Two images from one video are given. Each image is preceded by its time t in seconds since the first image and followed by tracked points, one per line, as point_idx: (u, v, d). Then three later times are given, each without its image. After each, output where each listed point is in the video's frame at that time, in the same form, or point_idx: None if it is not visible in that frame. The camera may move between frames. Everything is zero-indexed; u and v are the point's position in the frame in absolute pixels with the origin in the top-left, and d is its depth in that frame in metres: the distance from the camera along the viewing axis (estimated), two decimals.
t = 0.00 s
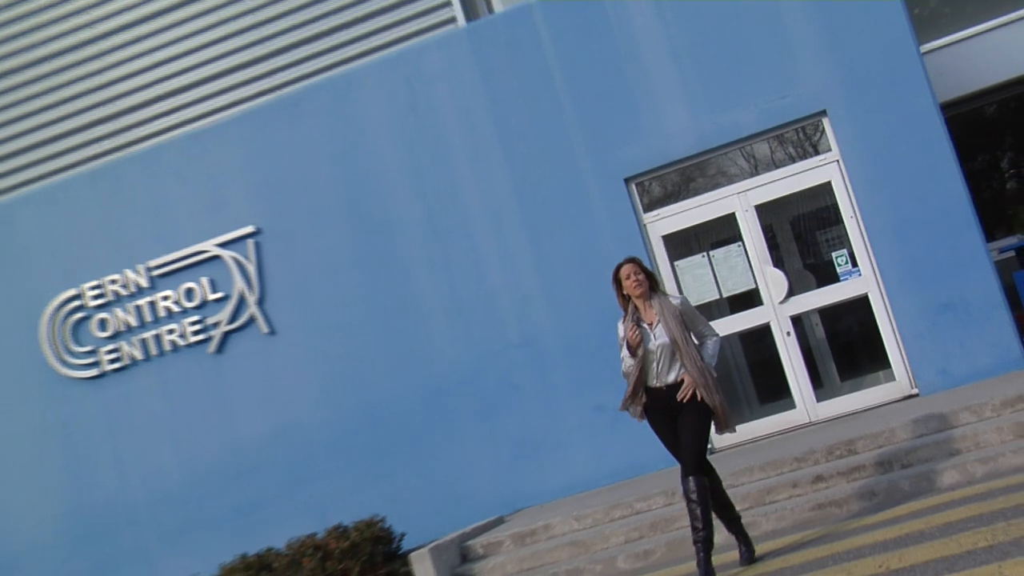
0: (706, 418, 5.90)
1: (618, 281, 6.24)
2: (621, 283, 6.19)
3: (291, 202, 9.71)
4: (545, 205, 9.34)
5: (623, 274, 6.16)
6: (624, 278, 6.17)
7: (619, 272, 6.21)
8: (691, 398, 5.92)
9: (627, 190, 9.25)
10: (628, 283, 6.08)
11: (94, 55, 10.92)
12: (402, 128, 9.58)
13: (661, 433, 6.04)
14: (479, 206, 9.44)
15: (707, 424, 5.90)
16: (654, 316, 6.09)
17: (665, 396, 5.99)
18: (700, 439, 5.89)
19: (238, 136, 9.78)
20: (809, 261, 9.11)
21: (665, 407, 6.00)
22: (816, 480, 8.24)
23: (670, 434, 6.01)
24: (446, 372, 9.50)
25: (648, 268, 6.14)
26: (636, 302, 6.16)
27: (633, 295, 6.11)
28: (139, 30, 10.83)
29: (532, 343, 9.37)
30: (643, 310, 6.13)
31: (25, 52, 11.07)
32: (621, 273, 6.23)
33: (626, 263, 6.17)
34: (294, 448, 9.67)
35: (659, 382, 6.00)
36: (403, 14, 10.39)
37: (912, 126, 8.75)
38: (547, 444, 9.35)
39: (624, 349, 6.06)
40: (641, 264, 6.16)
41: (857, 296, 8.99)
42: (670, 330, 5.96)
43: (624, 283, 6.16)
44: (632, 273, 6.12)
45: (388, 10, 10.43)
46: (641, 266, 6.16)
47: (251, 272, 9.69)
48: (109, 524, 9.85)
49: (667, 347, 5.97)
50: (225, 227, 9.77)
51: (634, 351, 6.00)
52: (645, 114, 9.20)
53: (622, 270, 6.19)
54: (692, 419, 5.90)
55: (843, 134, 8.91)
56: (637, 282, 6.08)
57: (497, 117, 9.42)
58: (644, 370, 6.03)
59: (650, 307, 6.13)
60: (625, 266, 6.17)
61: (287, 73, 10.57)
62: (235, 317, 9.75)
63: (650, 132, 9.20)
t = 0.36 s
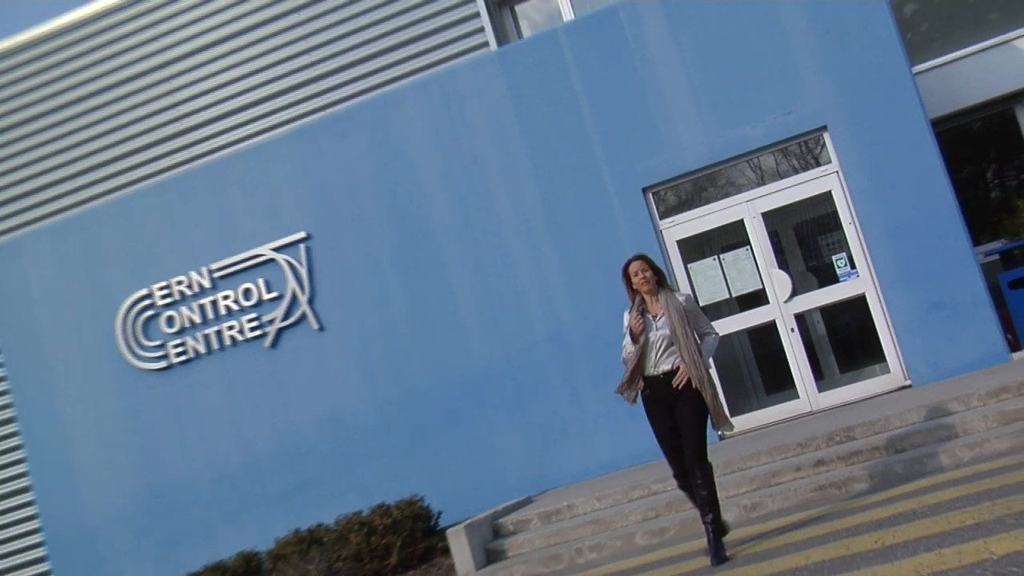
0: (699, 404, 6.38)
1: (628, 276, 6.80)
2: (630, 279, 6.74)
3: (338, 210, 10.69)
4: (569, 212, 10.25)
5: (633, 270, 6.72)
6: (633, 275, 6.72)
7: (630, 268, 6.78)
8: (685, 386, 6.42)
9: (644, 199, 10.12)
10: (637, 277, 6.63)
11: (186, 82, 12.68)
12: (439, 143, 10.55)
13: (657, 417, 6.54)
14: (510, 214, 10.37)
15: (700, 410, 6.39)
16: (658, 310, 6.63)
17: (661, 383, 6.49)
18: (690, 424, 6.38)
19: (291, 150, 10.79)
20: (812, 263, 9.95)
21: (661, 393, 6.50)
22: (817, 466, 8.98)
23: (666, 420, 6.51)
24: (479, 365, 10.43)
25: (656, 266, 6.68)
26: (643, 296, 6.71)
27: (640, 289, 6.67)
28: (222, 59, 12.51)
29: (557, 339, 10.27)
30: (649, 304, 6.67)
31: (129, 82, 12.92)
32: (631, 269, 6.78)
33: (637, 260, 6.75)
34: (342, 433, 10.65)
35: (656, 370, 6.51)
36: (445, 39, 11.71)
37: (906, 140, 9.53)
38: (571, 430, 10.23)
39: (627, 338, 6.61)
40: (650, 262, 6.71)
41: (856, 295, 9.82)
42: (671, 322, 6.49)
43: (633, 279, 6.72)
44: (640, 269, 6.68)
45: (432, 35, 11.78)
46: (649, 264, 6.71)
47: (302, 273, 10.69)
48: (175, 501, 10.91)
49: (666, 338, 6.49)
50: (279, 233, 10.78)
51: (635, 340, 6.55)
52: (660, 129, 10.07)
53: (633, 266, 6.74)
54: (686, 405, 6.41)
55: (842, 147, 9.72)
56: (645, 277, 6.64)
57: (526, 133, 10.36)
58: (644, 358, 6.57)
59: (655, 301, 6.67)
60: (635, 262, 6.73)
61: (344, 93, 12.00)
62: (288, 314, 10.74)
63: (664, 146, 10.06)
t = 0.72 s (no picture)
0: (702, 396, 6.66)
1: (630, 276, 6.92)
2: (633, 280, 6.89)
3: (372, 218, 11.71)
4: (583, 219, 11.19)
5: (637, 271, 6.86)
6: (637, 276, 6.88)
7: (633, 268, 6.91)
8: (689, 378, 6.68)
9: (652, 207, 11.04)
10: (642, 278, 6.80)
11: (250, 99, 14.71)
12: (465, 156, 11.53)
13: (660, 409, 6.73)
14: (529, 221, 11.33)
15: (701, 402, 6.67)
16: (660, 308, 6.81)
17: (665, 376, 6.70)
18: (691, 418, 6.66)
19: (329, 163, 11.83)
20: (807, 266, 10.83)
21: (664, 386, 6.71)
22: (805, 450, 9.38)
23: (668, 411, 6.73)
24: (501, 359, 11.38)
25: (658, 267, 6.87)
26: (646, 296, 6.86)
27: (644, 288, 6.83)
28: (282, 78, 14.56)
29: (572, 335, 11.18)
30: (651, 302, 6.85)
31: (197, 97, 14.90)
32: (633, 271, 6.93)
33: (643, 261, 6.89)
34: (376, 422, 11.68)
35: (661, 364, 6.70)
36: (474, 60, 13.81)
37: (893, 153, 10.35)
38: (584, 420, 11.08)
39: (633, 335, 6.75)
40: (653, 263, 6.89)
41: (846, 295, 10.69)
42: (676, 319, 6.70)
43: (637, 279, 6.86)
44: (645, 271, 6.84)
45: (464, 57, 13.87)
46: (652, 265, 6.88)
47: (339, 275, 11.75)
48: (229, 484, 12.08)
49: (671, 335, 6.69)
50: (318, 239, 11.86)
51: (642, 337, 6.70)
52: (666, 143, 10.99)
53: (637, 267, 6.88)
54: (688, 397, 6.68)
55: (834, 159, 10.57)
56: (654, 278, 6.81)
57: (544, 146, 11.31)
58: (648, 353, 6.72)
59: (656, 300, 6.85)
60: (639, 263, 6.88)
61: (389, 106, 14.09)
62: (327, 313, 11.82)
63: (669, 159, 10.98)
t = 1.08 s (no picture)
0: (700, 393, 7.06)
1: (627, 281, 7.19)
2: (631, 284, 7.16)
3: (401, 225, 12.61)
4: (597, 223, 11.96)
5: (636, 276, 7.13)
6: (634, 281, 7.14)
7: (630, 273, 7.18)
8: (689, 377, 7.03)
9: (662, 213, 11.78)
10: (641, 282, 7.09)
11: (288, 109, 15.85)
12: (487, 164, 12.34)
13: (661, 407, 7.03)
14: (547, 225, 12.12)
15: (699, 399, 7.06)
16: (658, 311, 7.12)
17: (666, 375, 7.01)
18: (693, 413, 7.03)
19: (361, 174, 12.74)
20: (807, 267, 11.49)
21: (665, 384, 7.02)
22: (811, 437, 9.48)
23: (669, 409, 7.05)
24: (520, 355, 12.16)
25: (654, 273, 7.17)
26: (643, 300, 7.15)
27: (642, 292, 7.12)
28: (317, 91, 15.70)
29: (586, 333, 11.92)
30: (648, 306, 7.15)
31: (242, 111, 16.08)
32: (629, 276, 7.19)
33: (640, 266, 7.18)
34: (404, 413, 12.55)
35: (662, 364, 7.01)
36: (493, 75, 14.95)
37: (887, 161, 11.03)
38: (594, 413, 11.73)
39: (634, 336, 7.02)
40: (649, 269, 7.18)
41: (844, 295, 11.35)
42: (676, 321, 7.04)
43: (635, 283, 7.13)
44: (643, 275, 7.12)
45: (484, 71, 14.99)
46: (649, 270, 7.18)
47: (369, 276, 12.67)
48: (271, 472, 13.05)
49: (672, 336, 7.02)
50: (349, 243, 12.80)
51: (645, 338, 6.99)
52: (674, 153, 11.74)
53: (634, 272, 7.15)
54: (687, 394, 7.04)
55: (831, 167, 11.26)
56: (652, 282, 7.12)
57: (561, 155, 12.09)
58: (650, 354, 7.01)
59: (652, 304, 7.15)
60: (637, 269, 7.16)
61: (414, 118, 15.19)
62: (357, 311, 12.75)
63: (677, 168, 11.73)
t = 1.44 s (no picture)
0: (690, 400, 6.82)
1: (613, 282, 6.98)
2: (618, 286, 6.96)
3: (412, 225, 12.65)
4: (607, 224, 11.97)
5: (622, 277, 6.92)
6: (622, 282, 6.93)
7: (617, 275, 6.96)
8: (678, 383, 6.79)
9: (672, 213, 11.79)
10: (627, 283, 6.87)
11: (297, 110, 15.89)
12: (497, 164, 12.37)
13: (650, 415, 6.80)
14: (557, 225, 12.13)
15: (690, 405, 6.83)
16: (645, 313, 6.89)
17: (654, 381, 6.78)
18: (684, 419, 6.80)
19: (371, 175, 12.79)
20: (817, 267, 11.48)
21: (654, 391, 6.80)
22: (820, 437, 9.47)
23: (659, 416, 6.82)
24: (530, 355, 12.18)
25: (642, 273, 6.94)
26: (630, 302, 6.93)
27: (629, 294, 6.90)
28: (327, 91, 15.72)
29: (596, 332, 11.93)
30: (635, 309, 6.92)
31: (252, 111, 16.13)
32: (617, 277, 6.97)
33: (626, 267, 6.96)
34: (414, 413, 12.58)
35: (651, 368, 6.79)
36: (503, 76, 14.99)
37: (897, 161, 11.01)
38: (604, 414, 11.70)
39: (621, 340, 6.80)
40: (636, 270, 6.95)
41: (854, 295, 11.34)
42: (663, 324, 6.81)
43: (621, 285, 6.91)
44: (629, 276, 6.90)
45: (493, 72, 15.03)
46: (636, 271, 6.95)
47: (379, 276, 12.70)
48: (282, 472, 13.10)
49: (659, 339, 6.80)
50: (359, 243, 12.84)
51: (631, 342, 6.77)
52: (684, 153, 11.74)
53: (620, 273, 6.94)
54: (677, 401, 6.80)
55: (841, 167, 11.25)
56: (638, 284, 6.90)
57: (571, 154, 12.11)
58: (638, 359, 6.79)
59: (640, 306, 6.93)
60: (623, 270, 6.94)
61: (424, 119, 15.22)
62: (368, 311, 12.79)
63: (686, 168, 11.74)
